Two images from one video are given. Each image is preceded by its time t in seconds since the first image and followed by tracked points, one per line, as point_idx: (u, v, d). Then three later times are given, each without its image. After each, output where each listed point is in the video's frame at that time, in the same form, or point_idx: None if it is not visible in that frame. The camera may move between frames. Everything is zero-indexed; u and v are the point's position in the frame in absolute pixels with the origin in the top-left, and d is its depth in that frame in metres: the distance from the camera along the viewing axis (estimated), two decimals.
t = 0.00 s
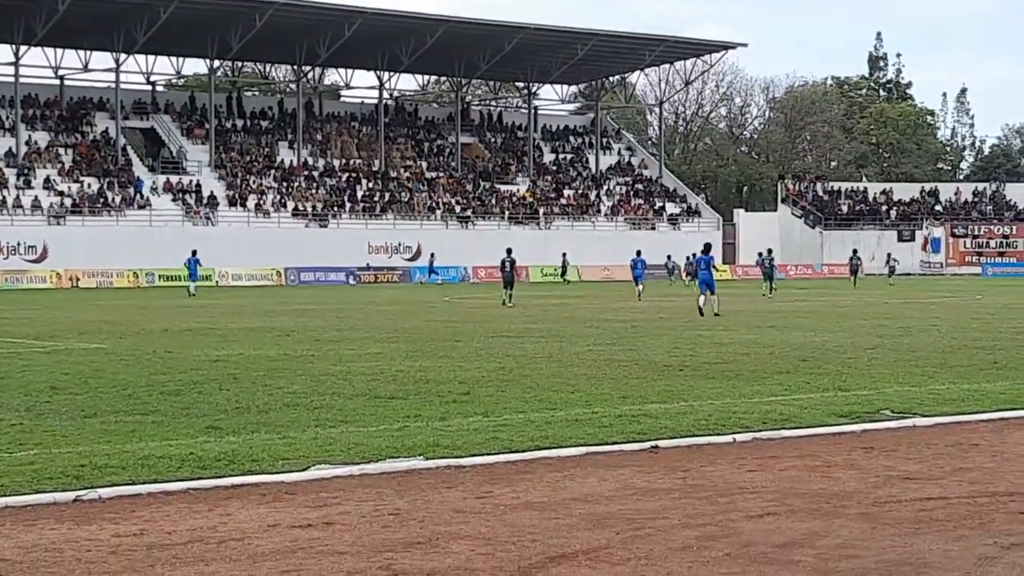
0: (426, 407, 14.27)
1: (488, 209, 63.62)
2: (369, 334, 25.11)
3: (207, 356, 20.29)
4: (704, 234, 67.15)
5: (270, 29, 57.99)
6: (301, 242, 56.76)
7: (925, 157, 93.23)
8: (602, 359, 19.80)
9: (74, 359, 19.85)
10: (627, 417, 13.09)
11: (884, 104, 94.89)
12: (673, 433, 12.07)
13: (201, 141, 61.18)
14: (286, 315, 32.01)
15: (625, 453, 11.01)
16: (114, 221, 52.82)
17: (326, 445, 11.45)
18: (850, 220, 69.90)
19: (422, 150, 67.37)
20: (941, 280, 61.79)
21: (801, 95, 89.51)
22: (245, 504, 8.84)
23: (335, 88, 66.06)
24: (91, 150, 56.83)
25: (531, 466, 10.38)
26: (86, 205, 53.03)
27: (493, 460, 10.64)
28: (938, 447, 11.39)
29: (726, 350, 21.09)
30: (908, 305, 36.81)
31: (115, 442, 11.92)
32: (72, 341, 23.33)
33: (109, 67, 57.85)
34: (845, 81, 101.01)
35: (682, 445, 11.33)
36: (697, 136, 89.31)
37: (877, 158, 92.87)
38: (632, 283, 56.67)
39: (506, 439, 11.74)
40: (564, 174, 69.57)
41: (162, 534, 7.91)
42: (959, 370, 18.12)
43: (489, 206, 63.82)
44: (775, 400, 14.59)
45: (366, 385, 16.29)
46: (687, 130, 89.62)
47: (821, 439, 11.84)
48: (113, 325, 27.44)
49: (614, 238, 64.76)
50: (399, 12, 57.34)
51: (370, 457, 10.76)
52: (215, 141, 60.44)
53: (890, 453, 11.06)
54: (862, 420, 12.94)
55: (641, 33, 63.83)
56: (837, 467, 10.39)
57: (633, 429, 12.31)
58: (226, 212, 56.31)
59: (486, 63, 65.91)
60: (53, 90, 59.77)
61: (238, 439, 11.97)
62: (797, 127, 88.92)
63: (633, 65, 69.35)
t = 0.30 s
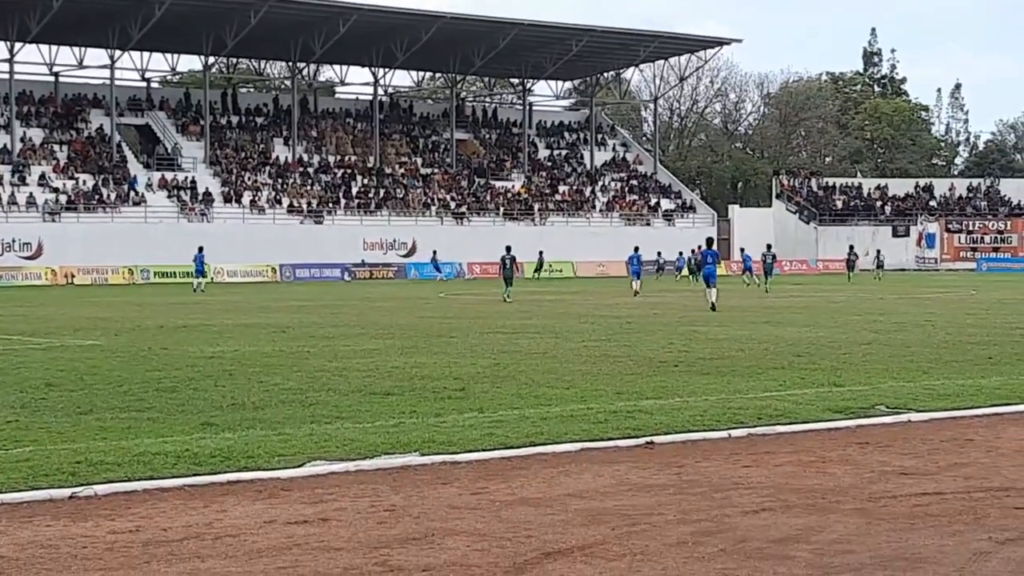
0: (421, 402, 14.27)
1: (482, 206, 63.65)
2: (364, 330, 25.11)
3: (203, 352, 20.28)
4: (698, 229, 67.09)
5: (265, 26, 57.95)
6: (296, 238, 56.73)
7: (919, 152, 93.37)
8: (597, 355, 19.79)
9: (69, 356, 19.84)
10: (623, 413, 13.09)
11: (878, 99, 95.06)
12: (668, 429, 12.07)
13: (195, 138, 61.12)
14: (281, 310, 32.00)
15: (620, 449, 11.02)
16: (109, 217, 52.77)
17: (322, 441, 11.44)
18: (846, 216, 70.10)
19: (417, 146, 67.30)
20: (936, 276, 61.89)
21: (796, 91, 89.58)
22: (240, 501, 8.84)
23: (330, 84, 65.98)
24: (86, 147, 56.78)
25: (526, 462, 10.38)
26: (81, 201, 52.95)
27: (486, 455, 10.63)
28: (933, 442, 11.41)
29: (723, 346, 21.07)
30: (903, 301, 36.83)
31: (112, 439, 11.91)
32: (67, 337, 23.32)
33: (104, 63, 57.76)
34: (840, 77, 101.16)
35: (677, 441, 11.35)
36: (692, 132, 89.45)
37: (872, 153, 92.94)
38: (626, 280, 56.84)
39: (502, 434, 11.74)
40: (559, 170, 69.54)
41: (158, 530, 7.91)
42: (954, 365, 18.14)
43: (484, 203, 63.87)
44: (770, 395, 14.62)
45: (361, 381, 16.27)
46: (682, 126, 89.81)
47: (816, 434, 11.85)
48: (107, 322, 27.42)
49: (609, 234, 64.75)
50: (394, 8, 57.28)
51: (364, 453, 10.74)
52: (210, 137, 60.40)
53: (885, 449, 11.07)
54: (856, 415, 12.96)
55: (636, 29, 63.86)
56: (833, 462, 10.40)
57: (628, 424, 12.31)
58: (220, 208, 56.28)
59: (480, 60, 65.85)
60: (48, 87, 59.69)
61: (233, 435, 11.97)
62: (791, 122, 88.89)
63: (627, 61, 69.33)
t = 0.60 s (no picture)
0: (421, 401, 14.26)
1: (481, 204, 63.68)
2: (364, 328, 25.09)
3: (203, 350, 20.28)
4: (697, 227, 67.03)
5: (264, 24, 57.96)
6: (295, 237, 56.72)
7: (918, 149, 93.35)
8: (597, 352, 19.78)
9: (69, 354, 19.83)
10: (623, 411, 13.09)
11: (877, 97, 95.08)
12: (669, 426, 12.08)
13: (195, 136, 61.11)
14: (281, 309, 31.99)
15: (620, 446, 11.03)
16: (108, 216, 52.80)
17: (321, 440, 11.43)
18: (846, 213, 70.37)
19: (416, 144, 67.22)
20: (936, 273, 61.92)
21: (795, 88, 89.57)
22: (240, 499, 8.85)
23: (329, 82, 65.95)
24: (85, 145, 56.79)
25: (526, 459, 10.39)
26: (79, 200, 52.95)
27: (486, 453, 10.63)
28: (932, 439, 11.42)
29: (722, 343, 21.07)
30: (902, 298, 36.82)
31: (111, 437, 11.90)
32: (67, 336, 23.30)
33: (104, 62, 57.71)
34: (839, 74, 101.11)
35: (677, 438, 11.35)
36: (691, 129, 89.40)
37: (871, 151, 92.87)
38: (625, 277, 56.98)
39: (501, 432, 11.74)
40: (558, 167, 69.41)
41: (158, 528, 7.91)
42: (954, 362, 18.15)
43: (483, 201, 63.89)
44: (770, 393, 14.62)
45: (361, 379, 16.28)
46: (681, 124, 89.82)
47: (815, 432, 11.86)
48: (107, 320, 27.41)
49: (608, 232, 64.73)
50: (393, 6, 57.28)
51: (364, 451, 10.74)
52: (209, 136, 60.37)
53: (885, 446, 11.08)
54: (856, 412, 12.98)
55: (635, 27, 63.87)
56: (833, 459, 10.41)
57: (628, 422, 12.32)
58: (219, 207, 56.34)
59: (479, 58, 65.85)
60: (48, 86, 59.64)
61: (234, 434, 11.95)
62: (790, 120, 88.92)
63: (627, 58, 69.31)
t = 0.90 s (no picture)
0: (421, 401, 14.25)
1: (481, 203, 63.69)
2: (364, 328, 25.05)
3: (202, 350, 20.26)
4: (696, 226, 66.99)
5: (264, 24, 57.97)
6: (294, 237, 56.73)
7: (918, 148, 93.36)
8: (596, 352, 19.76)
9: (69, 354, 19.81)
10: (623, 410, 13.08)
11: (876, 96, 95.12)
12: (668, 425, 12.08)
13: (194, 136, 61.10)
14: (281, 308, 31.95)
15: (619, 446, 11.02)
16: (108, 216, 52.79)
17: (321, 440, 11.41)
18: (844, 211, 70.42)
19: (415, 143, 67.17)
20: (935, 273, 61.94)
21: (795, 88, 89.60)
22: (240, 499, 8.84)
23: (328, 82, 65.91)
24: (85, 145, 56.73)
25: (526, 459, 10.38)
26: (79, 200, 52.97)
27: (485, 452, 10.62)
28: (933, 438, 11.41)
29: (722, 343, 21.04)
30: (902, 297, 36.78)
31: (112, 438, 11.88)
32: (67, 336, 23.27)
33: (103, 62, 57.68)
34: (839, 73, 101.07)
35: (677, 438, 11.36)
36: (690, 129, 89.34)
37: (871, 150, 92.84)
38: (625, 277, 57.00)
39: (501, 432, 11.73)
40: (558, 167, 69.42)
41: (157, 528, 7.91)
42: (954, 361, 18.13)
43: (482, 201, 63.88)
44: (770, 392, 14.62)
45: (361, 379, 16.26)
46: (680, 124, 89.74)
47: (815, 431, 11.85)
48: (107, 320, 27.38)
49: (607, 232, 64.72)
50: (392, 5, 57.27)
51: (363, 451, 10.73)
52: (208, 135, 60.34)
53: (885, 445, 11.07)
54: (855, 411, 12.98)
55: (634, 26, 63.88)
56: (834, 459, 10.40)
57: (628, 422, 12.31)
58: (219, 207, 56.37)
59: (479, 57, 65.84)
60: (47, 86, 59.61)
61: (233, 434, 11.93)
62: (790, 119, 88.97)
63: (626, 58, 69.31)
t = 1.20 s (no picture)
0: (421, 400, 14.24)
1: (479, 203, 63.68)
2: (362, 328, 25.02)
3: (200, 350, 20.24)
4: (694, 226, 66.99)
5: (262, 24, 57.97)
6: (293, 236, 56.74)
7: (916, 147, 93.38)
8: (594, 352, 19.74)
9: (67, 354, 19.79)
10: (621, 409, 13.08)
11: (875, 95, 95.16)
12: (667, 425, 12.08)
13: (193, 135, 61.07)
14: (279, 308, 31.92)
15: (618, 446, 11.01)
16: (106, 216, 52.76)
17: (319, 440, 11.40)
18: (842, 211, 70.33)
19: (413, 143, 67.16)
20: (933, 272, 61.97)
21: (794, 87, 89.66)
22: (238, 498, 8.83)
23: (326, 81, 65.87)
24: (83, 145, 56.65)
25: (525, 459, 10.37)
26: (77, 199, 52.97)
27: (484, 452, 10.62)
28: (931, 438, 11.41)
29: (720, 343, 21.03)
30: (900, 296, 36.75)
31: (110, 438, 11.87)
32: (65, 336, 23.24)
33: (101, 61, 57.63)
34: (837, 72, 101.08)
35: (675, 437, 11.36)
36: (689, 128, 89.32)
37: (869, 149, 92.80)
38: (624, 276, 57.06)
39: (499, 431, 11.73)
40: (556, 167, 69.42)
41: (155, 528, 7.90)
42: (951, 360, 18.14)
43: (480, 200, 63.85)
44: (767, 391, 14.62)
45: (359, 379, 16.25)
46: (679, 123, 89.70)
47: (813, 430, 11.85)
48: (105, 320, 27.34)
49: (604, 232, 64.69)
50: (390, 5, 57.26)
51: (362, 451, 10.72)
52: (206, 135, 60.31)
53: (883, 445, 11.08)
54: (853, 411, 12.99)
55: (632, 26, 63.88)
56: (832, 458, 10.40)
57: (626, 421, 12.31)
58: (217, 207, 56.37)
59: (476, 57, 65.82)
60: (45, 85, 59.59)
61: (230, 434, 11.91)
62: (788, 119, 89.06)
63: (624, 58, 69.31)
